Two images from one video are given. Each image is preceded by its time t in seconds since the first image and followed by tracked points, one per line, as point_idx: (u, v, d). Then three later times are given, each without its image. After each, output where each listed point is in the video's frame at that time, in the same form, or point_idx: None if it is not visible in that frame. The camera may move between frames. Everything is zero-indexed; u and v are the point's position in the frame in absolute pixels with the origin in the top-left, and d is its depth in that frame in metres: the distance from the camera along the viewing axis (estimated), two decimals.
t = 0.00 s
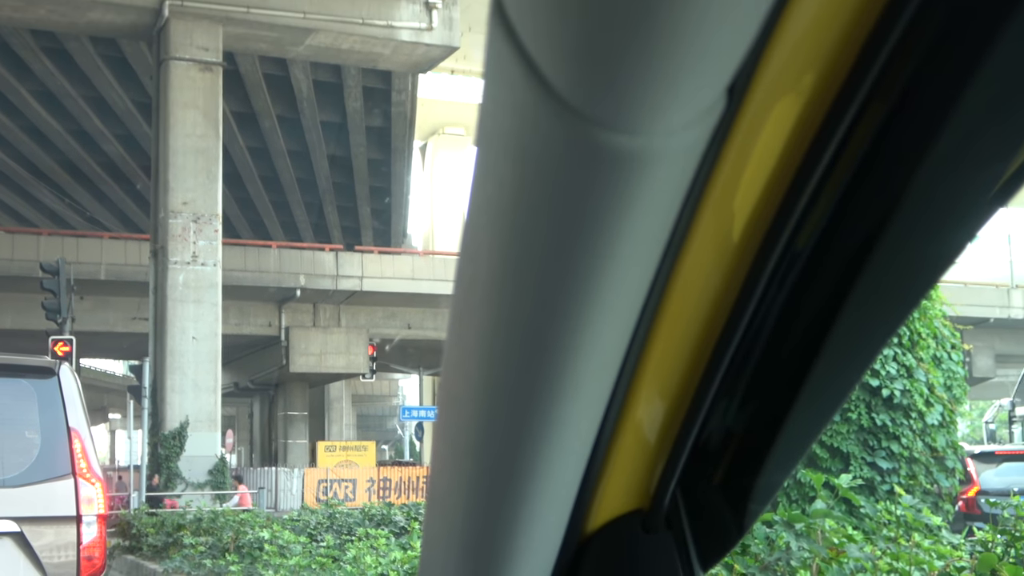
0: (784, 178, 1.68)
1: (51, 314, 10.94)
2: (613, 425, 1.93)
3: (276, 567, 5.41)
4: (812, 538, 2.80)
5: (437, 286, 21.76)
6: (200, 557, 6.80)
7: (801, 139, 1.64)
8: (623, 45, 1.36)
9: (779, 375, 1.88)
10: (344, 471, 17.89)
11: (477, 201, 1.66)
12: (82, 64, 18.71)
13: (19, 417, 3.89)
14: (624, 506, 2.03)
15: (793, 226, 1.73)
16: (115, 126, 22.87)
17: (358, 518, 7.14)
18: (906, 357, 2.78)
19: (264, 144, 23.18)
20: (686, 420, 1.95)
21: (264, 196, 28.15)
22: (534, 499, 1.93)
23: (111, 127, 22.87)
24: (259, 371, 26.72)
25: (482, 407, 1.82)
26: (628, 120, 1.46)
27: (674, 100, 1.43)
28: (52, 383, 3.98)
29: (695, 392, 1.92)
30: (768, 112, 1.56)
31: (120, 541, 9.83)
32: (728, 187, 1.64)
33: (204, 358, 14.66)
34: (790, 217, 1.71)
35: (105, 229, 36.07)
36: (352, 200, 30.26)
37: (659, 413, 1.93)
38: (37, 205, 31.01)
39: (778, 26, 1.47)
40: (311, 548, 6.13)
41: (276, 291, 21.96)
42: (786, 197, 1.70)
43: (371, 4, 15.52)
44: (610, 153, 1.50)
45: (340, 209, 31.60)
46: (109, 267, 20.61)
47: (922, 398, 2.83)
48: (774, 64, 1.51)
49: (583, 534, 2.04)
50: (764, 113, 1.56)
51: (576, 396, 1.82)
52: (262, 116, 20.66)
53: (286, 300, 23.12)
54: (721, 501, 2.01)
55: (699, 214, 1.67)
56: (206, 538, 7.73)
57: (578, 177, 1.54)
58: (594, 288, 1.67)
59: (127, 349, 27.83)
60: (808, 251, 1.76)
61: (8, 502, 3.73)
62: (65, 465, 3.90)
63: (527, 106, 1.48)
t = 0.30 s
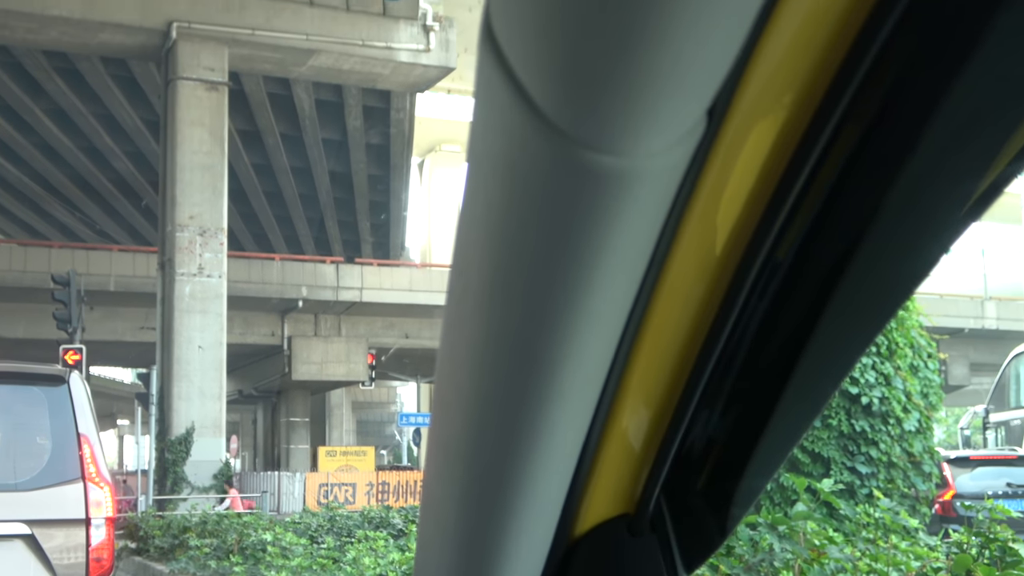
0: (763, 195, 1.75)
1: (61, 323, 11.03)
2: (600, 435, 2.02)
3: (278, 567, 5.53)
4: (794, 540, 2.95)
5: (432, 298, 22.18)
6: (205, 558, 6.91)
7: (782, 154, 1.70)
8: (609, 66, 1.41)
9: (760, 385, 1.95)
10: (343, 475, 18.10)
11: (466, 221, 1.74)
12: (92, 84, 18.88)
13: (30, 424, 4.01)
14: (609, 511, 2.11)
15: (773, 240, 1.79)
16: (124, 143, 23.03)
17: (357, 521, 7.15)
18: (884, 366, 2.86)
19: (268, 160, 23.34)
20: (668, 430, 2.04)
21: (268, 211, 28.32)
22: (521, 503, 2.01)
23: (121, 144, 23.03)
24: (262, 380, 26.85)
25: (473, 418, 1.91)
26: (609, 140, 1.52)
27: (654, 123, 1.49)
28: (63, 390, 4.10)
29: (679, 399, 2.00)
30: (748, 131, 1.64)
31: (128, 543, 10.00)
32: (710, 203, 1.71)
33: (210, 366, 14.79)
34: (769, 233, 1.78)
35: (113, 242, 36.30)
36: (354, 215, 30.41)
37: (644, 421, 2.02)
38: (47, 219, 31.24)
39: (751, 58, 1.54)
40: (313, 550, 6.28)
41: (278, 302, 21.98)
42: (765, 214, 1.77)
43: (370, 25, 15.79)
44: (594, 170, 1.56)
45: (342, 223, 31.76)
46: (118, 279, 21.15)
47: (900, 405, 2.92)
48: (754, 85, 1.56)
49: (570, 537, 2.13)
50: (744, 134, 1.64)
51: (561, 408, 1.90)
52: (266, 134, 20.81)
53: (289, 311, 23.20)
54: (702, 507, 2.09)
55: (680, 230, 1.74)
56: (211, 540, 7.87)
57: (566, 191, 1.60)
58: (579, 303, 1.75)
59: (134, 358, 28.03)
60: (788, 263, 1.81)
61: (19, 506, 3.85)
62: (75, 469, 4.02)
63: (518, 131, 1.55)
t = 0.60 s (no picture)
0: (746, 206, 1.88)
1: (75, 332, 11.41)
2: (589, 437, 2.14)
3: (282, 566, 5.68)
4: (778, 538, 3.08)
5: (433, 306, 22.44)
6: (213, 557, 7.14)
7: (761, 169, 1.83)
8: (599, 74, 1.45)
9: (740, 393, 2.13)
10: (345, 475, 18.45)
11: (459, 235, 1.84)
12: (104, 102, 19.12)
13: (43, 429, 4.15)
14: (599, 513, 2.26)
15: (752, 255, 1.95)
16: (134, 158, 23.30)
17: (359, 521, 7.14)
18: (865, 370, 2.97)
19: (273, 175, 23.58)
20: (657, 429, 2.19)
21: (273, 223, 28.58)
22: (515, 503, 2.13)
23: (130, 158, 23.30)
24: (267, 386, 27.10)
25: (466, 421, 2.02)
26: (593, 157, 1.58)
27: (641, 135, 1.55)
28: (75, 396, 4.26)
29: (665, 402, 2.15)
30: (731, 147, 1.76)
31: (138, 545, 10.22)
32: (694, 216, 1.82)
33: (218, 373, 16.08)
34: (751, 244, 1.93)
35: (123, 253, 36.67)
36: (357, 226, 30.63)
37: (632, 424, 2.16)
38: (60, 231, 31.62)
39: (731, 78, 1.62)
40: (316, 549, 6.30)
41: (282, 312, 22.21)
42: (746, 226, 1.92)
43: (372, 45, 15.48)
44: (580, 186, 1.63)
45: (345, 234, 32.00)
46: (130, 289, 21.62)
47: (880, 408, 3.09)
48: (733, 104, 1.67)
49: (561, 537, 2.27)
50: (726, 150, 1.75)
51: (553, 411, 2.01)
52: (272, 149, 21.04)
53: (293, 320, 23.37)
54: (687, 508, 2.26)
55: (666, 243, 1.85)
56: (218, 540, 7.98)
57: (553, 205, 1.67)
58: (568, 312, 1.85)
59: (143, 364, 28.34)
60: (768, 274, 1.97)
61: (33, 508, 3.99)
62: (87, 472, 4.17)
63: (507, 149, 1.62)
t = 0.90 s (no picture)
0: (728, 214, 2.02)
1: (87, 338, 12.00)
2: (580, 436, 2.28)
3: (288, 563, 5.79)
4: (765, 535, 3.27)
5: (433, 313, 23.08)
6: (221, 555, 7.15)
7: (744, 177, 1.96)
8: (584, 101, 1.56)
9: (722, 392, 2.29)
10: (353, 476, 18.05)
11: (452, 244, 1.94)
12: (115, 118, 19.55)
13: (59, 433, 4.56)
14: (589, 511, 2.43)
15: (735, 260, 2.08)
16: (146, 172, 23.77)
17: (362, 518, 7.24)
18: (846, 373, 3.14)
19: (280, 187, 24.00)
20: (642, 432, 2.35)
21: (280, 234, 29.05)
22: (509, 500, 2.27)
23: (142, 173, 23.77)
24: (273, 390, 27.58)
25: (463, 423, 2.15)
26: (580, 170, 1.70)
27: (623, 152, 1.67)
28: (89, 401, 4.68)
29: (653, 403, 2.30)
30: (712, 163, 1.88)
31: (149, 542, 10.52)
32: (678, 226, 1.95)
33: (225, 377, 17.95)
34: (733, 249, 2.06)
35: (135, 262, 37.27)
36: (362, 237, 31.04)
37: (621, 425, 2.31)
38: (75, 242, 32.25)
39: (719, 81, 1.71)
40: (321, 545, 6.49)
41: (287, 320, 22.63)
42: (729, 233, 2.05)
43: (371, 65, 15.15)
44: (569, 198, 1.75)
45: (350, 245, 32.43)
46: (141, 297, 23.06)
47: (861, 409, 3.22)
48: (713, 124, 1.79)
49: (553, 534, 2.43)
50: (708, 165, 1.87)
51: (545, 411, 2.15)
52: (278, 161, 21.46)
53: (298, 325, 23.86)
54: (674, 507, 2.46)
55: (650, 252, 1.98)
56: (226, 538, 8.05)
57: (543, 217, 1.79)
58: (558, 316, 1.97)
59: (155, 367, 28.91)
60: (750, 279, 2.12)
61: (48, 506, 4.36)
62: (100, 473, 4.57)
63: (498, 165, 1.73)
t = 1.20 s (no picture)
0: (718, 222, 2.14)
1: (102, 342, 12.13)
2: (576, 438, 2.42)
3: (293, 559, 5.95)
4: (752, 531, 3.37)
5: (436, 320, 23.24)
6: (230, 551, 7.35)
7: (734, 186, 2.08)
8: (578, 113, 1.69)
9: (712, 394, 2.42)
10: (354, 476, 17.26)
11: (454, 251, 2.08)
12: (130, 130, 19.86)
13: (74, 434, 4.71)
14: (583, 509, 2.56)
15: (725, 266, 2.20)
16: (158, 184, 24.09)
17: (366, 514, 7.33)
18: (831, 376, 3.24)
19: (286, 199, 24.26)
20: (635, 432, 2.49)
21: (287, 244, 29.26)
22: (509, 496, 2.41)
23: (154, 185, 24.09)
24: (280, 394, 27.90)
25: (464, 420, 2.29)
26: (576, 180, 1.82)
27: (616, 163, 1.79)
28: (103, 403, 4.82)
29: (646, 402, 2.44)
30: (701, 173, 1.99)
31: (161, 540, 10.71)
32: (669, 235, 2.07)
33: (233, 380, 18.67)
34: (723, 257, 2.18)
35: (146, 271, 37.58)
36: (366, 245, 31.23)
37: (614, 425, 2.44)
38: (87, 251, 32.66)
39: (714, 85, 1.83)
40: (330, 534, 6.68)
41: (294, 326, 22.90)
42: (718, 239, 2.17)
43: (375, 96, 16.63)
44: (563, 208, 1.88)
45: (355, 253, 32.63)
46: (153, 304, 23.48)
47: (845, 410, 3.35)
48: (703, 134, 1.91)
49: (549, 532, 2.55)
50: (698, 174, 1.99)
51: (543, 409, 2.28)
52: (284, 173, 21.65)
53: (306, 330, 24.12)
54: (666, 504, 2.60)
55: (642, 259, 2.11)
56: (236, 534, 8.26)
57: (539, 225, 1.92)
58: (555, 319, 2.10)
59: (164, 370, 29.18)
60: (738, 286, 2.24)
61: (62, 505, 4.52)
62: (114, 472, 4.69)
63: (499, 176, 1.85)
